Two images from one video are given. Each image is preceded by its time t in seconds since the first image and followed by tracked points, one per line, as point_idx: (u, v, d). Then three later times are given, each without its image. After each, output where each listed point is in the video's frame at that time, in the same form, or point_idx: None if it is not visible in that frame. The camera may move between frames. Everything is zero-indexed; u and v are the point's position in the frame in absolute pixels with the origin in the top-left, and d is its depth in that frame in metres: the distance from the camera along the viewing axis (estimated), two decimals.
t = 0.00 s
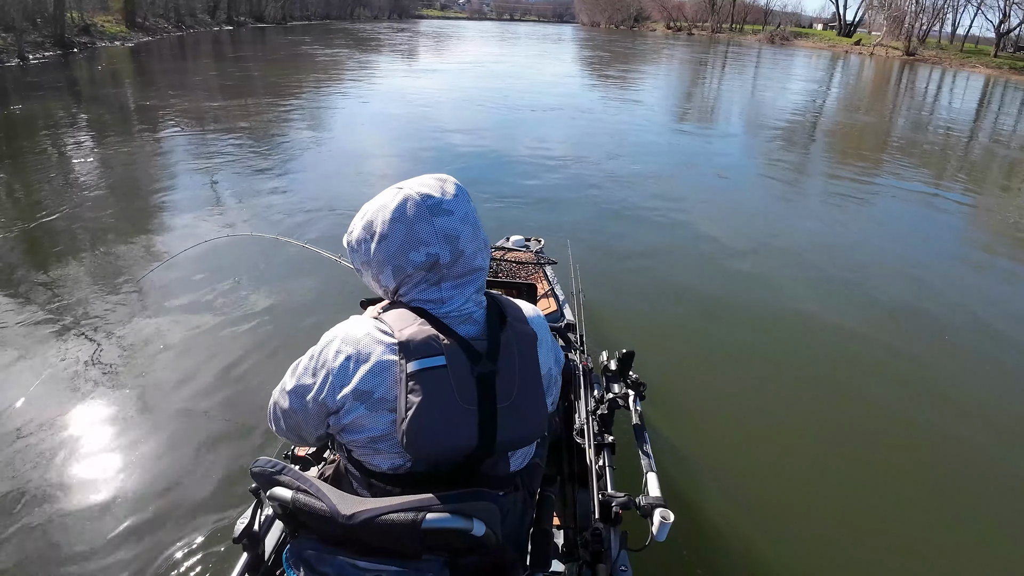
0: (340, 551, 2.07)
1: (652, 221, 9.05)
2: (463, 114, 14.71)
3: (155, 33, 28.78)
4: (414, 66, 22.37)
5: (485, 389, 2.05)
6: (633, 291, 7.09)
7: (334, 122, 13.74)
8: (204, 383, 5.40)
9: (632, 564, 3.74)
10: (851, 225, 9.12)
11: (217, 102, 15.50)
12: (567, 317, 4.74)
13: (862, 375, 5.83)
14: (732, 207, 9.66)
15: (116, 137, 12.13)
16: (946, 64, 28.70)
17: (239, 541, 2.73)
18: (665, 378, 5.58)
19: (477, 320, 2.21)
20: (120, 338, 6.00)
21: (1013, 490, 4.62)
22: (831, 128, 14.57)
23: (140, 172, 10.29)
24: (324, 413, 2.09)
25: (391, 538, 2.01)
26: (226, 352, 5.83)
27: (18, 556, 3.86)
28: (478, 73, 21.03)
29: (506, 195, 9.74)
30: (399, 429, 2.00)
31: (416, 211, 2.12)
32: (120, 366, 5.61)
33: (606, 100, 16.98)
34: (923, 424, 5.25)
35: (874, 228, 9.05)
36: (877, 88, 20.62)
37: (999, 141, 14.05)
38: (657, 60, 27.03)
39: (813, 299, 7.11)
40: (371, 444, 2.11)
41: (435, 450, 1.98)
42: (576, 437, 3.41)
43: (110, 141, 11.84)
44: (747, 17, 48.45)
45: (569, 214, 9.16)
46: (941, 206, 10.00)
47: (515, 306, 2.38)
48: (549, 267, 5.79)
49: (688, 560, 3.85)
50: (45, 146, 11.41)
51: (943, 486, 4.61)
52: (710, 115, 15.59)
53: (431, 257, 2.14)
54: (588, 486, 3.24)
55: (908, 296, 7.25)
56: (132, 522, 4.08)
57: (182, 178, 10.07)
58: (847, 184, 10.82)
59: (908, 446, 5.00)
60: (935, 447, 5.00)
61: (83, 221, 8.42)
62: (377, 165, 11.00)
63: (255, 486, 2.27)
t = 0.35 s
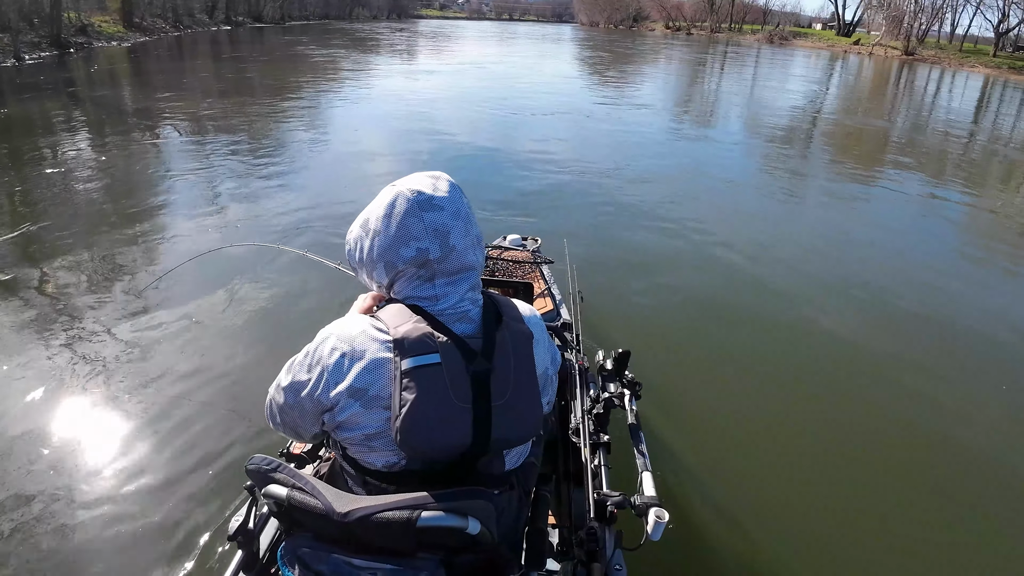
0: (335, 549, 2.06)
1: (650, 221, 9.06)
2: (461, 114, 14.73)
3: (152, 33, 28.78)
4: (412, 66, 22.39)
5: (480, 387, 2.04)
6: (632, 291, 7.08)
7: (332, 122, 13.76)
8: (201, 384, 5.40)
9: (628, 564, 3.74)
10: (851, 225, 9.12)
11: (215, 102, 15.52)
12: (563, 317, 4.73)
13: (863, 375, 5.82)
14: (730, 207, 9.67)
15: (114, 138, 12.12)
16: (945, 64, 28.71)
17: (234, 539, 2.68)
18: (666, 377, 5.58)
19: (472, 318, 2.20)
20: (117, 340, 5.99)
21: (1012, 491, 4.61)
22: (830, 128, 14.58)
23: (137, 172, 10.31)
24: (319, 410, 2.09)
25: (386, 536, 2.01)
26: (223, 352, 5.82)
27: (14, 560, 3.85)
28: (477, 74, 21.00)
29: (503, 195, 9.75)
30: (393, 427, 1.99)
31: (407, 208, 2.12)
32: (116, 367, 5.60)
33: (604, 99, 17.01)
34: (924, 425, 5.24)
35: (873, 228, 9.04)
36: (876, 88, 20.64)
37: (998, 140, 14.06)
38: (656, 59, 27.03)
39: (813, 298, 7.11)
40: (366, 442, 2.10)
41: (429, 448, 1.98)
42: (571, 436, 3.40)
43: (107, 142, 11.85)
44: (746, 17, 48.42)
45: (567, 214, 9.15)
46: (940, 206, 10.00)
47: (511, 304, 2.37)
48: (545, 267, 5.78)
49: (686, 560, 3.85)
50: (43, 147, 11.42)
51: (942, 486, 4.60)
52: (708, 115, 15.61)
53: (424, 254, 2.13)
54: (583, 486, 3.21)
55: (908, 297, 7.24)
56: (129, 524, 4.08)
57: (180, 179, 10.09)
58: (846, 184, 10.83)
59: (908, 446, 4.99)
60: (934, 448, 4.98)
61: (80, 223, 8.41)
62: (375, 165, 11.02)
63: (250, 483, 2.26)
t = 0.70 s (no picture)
0: (333, 548, 2.05)
1: (649, 220, 9.06)
2: (460, 114, 14.74)
3: (150, 33, 28.76)
4: (411, 66, 22.39)
5: (478, 388, 2.03)
6: (631, 290, 7.09)
7: (331, 123, 13.77)
8: (199, 386, 5.39)
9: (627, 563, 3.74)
10: (851, 225, 9.11)
11: (213, 103, 15.52)
12: (563, 317, 4.71)
13: (864, 376, 5.81)
14: (728, 206, 9.68)
15: (112, 139, 12.10)
16: (945, 63, 28.73)
17: (231, 537, 2.67)
18: (667, 378, 5.57)
19: (472, 318, 2.19)
20: (116, 342, 5.98)
21: (1013, 492, 4.60)
22: (828, 127, 14.60)
23: (135, 173, 10.30)
24: (317, 409, 2.08)
25: (384, 536, 2.00)
26: (222, 353, 5.82)
27: (11, 562, 3.84)
28: (475, 74, 20.98)
29: (502, 194, 9.76)
30: (392, 426, 1.99)
31: (411, 207, 2.11)
32: (115, 369, 5.59)
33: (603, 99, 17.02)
34: (924, 425, 5.23)
35: (873, 228, 9.03)
36: (875, 87, 20.66)
37: (997, 140, 14.07)
38: (655, 59, 27.02)
39: (814, 299, 7.09)
40: (364, 441, 2.09)
41: (427, 447, 1.97)
42: (570, 436, 3.39)
43: (105, 143, 11.84)
44: (745, 16, 48.38)
45: (566, 214, 9.14)
46: (939, 205, 10.00)
47: (512, 304, 2.37)
48: (545, 267, 5.78)
49: (686, 560, 3.84)
50: (41, 148, 11.42)
51: (943, 487, 4.59)
52: (707, 115, 15.62)
53: (427, 254, 2.12)
54: (581, 486, 3.20)
55: (909, 297, 7.23)
56: (127, 526, 4.07)
57: (179, 179, 10.09)
58: (845, 183, 10.84)
59: (910, 446, 4.98)
60: (935, 450, 4.96)
61: (79, 224, 8.40)
62: (374, 165, 11.03)
63: (249, 482, 2.25)
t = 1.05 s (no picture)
0: (332, 547, 2.05)
1: (648, 220, 9.07)
2: (459, 114, 14.75)
3: (147, 34, 28.72)
4: (409, 66, 22.39)
5: (477, 388, 2.03)
6: (632, 290, 7.08)
7: (330, 123, 13.78)
8: (198, 386, 5.39)
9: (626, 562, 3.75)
10: (849, 225, 9.12)
11: (212, 103, 15.52)
12: (563, 317, 4.71)
13: (862, 376, 5.81)
14: (727, 206, 9.69)
15: (111, 139, 12.10)
16: (944, 62, 28.76)
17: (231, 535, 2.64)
18: (667, 379, 5.56)
19: (470, 318, 2.19)
20: (114, 342, 5.98)
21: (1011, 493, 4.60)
22: (827, 127, 14.62)
23: (134, 174, 10.31)
24: (315, 405, 2.07)
25: (382, 536, 1.99)
26: (221, 353, 5.82)
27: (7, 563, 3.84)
28: (474, 74, 20.95)
29: (501, 194, 9.77)
30: (390, 425, 1.98)
31: (413, 207, 2.11)
32: (114, 369, 5.59)
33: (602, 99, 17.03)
34: (922, 426, 5.23)
35: (871, 228, 9.04)
36: (874, 87, 20.68)
37: (995, 139, 14.09)
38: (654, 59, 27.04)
39: (813, 299, 7.09)
40: (362, 440, 2.09)
41: (426, 447, 1.96)
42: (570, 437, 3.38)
43: (103, 144, 11.84)
44: (744, 15, 48.34)
45: (565, 215, 9.14)
46: (938, 205, 10.01)
47: (511, 305, 2.36)
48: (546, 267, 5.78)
49: (687, 560, 3.84)
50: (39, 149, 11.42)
51: (941, 488, 4.59)
52: (706, 114, 15.63)
53: (427, 254, 2.12)
54: (581, 487, 3.20)
55: (907, 297, 7.23)
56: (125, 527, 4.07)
57: (177, 180, 10.09)
58: (843, 183, 10.86)
59: (908, 447, 4.98)
60: (934, 452, 4.94)
61: (77, 224, 8.39)
62: (373, 165, 11.04)
63: (247, 481, 2.24)
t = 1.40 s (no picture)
0: (341, 550, 2.04)
1: (648, 220, 9.10)
2: (459, 114, 14.76)
3: (145, 34, 28.67)
4: (409, 67, 22.39)
5: (487, 389, 2.02)
6: (633, 291, 7.08)
7: (329, 123, 13.78)
8: (201, 389, 5.38)
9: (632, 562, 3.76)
10: (849, 225, 9.15)
11: (210, 104, 15.49)
12: (570, 318, 4.72)
13: (865, 376, 5.81)
14: (727, 205, 9.72)
15: (109, 140, 12.07)
16: (942, 62, 28.88)
17: (242, 540, 2.66)
18: (670, 379, 5.55)
19: (479, 320, 2.19)
20: (116, 342, 5.98)
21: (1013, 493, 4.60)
22: (826, 127, 14.67)
23: (133, 174, 10.30)
24: (327, 397, 2.10)
25: (393, 538, 1.99)
26: (223, 355, 5.81)
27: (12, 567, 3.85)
28: (472, 74, 20.95)
29: (502, 194, 9.79)
30: (400, 426, 1.98)
31: (428, 212, 2.10)
32: (116, 370, 5.60)
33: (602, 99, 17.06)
34: (924, 426, 5.24)
35: (871, 228, 9.06)
36: (872, 87, 20.76)
37: (993, 139, 14.15)
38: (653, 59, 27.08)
39: (814, 299, 7.09)
40: (373, 440, 2.09)
41: (435, 448, 1.95)
42: (579, 438, 3.40)
43: (102, 144, 11.83)
44: (742, 15, 48.42)
45: (565, 215, 9.15)
46: (937, 204, 10.06)
47: (521, 307, 2.36)
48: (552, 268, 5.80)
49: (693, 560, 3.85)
50: (38, 150, 11.41)
51: (944, 489, 4.59)
52: (705, 114, 15.68)
53: (440, 258, 2.11)
54: (590, 487, 3.21)
55: (908, 297, 7.23)
56: (128, 532, 4.07)
57: (176, 181, 10.09)
58: (842, 183, 10.91)
59: (911, 447, 4.97)
60: (936, 451, 4.96)
61: (77, 225, 8.39)
62: (373, 165, 11.05)
63: (258, 484, 2.24)
